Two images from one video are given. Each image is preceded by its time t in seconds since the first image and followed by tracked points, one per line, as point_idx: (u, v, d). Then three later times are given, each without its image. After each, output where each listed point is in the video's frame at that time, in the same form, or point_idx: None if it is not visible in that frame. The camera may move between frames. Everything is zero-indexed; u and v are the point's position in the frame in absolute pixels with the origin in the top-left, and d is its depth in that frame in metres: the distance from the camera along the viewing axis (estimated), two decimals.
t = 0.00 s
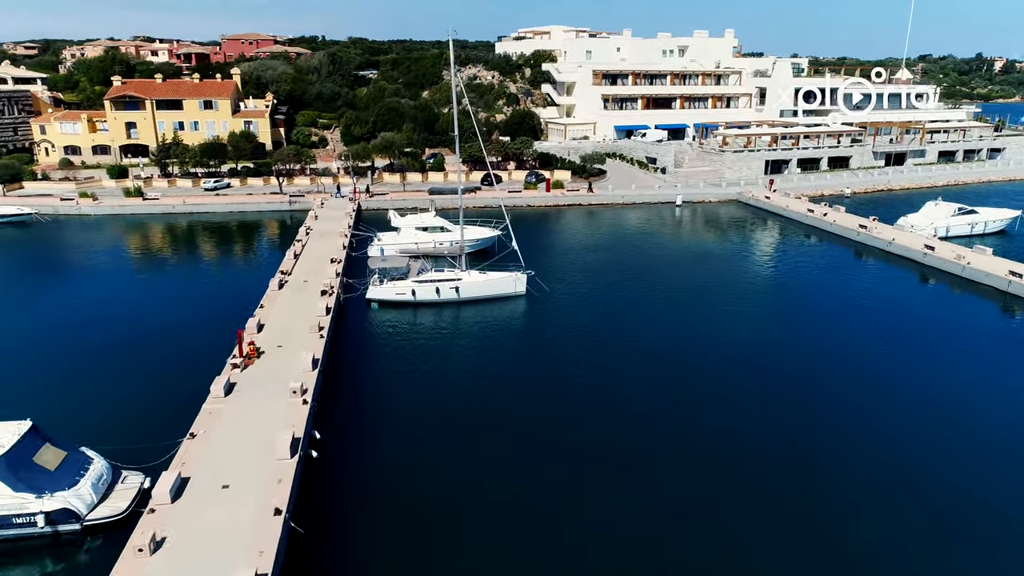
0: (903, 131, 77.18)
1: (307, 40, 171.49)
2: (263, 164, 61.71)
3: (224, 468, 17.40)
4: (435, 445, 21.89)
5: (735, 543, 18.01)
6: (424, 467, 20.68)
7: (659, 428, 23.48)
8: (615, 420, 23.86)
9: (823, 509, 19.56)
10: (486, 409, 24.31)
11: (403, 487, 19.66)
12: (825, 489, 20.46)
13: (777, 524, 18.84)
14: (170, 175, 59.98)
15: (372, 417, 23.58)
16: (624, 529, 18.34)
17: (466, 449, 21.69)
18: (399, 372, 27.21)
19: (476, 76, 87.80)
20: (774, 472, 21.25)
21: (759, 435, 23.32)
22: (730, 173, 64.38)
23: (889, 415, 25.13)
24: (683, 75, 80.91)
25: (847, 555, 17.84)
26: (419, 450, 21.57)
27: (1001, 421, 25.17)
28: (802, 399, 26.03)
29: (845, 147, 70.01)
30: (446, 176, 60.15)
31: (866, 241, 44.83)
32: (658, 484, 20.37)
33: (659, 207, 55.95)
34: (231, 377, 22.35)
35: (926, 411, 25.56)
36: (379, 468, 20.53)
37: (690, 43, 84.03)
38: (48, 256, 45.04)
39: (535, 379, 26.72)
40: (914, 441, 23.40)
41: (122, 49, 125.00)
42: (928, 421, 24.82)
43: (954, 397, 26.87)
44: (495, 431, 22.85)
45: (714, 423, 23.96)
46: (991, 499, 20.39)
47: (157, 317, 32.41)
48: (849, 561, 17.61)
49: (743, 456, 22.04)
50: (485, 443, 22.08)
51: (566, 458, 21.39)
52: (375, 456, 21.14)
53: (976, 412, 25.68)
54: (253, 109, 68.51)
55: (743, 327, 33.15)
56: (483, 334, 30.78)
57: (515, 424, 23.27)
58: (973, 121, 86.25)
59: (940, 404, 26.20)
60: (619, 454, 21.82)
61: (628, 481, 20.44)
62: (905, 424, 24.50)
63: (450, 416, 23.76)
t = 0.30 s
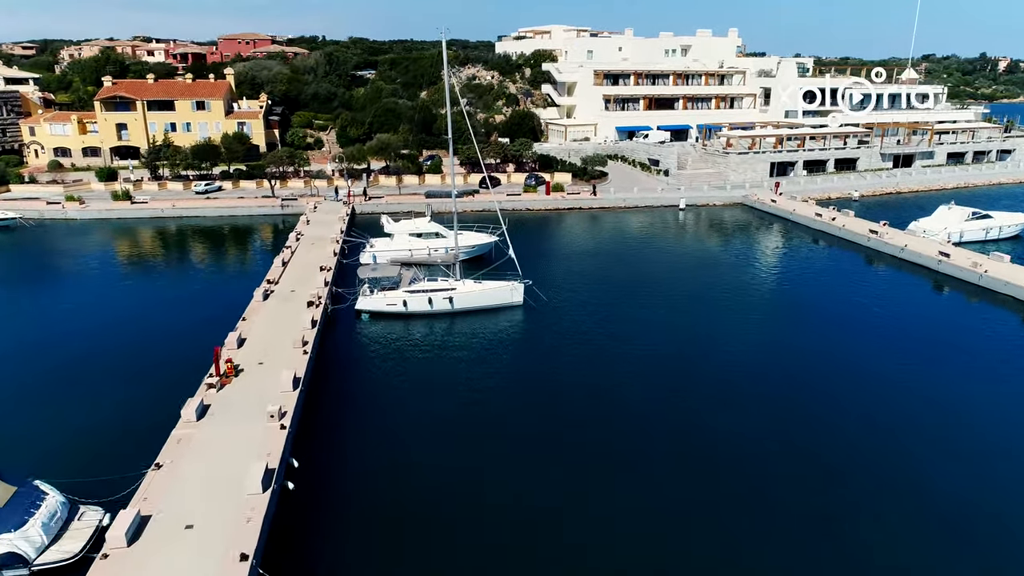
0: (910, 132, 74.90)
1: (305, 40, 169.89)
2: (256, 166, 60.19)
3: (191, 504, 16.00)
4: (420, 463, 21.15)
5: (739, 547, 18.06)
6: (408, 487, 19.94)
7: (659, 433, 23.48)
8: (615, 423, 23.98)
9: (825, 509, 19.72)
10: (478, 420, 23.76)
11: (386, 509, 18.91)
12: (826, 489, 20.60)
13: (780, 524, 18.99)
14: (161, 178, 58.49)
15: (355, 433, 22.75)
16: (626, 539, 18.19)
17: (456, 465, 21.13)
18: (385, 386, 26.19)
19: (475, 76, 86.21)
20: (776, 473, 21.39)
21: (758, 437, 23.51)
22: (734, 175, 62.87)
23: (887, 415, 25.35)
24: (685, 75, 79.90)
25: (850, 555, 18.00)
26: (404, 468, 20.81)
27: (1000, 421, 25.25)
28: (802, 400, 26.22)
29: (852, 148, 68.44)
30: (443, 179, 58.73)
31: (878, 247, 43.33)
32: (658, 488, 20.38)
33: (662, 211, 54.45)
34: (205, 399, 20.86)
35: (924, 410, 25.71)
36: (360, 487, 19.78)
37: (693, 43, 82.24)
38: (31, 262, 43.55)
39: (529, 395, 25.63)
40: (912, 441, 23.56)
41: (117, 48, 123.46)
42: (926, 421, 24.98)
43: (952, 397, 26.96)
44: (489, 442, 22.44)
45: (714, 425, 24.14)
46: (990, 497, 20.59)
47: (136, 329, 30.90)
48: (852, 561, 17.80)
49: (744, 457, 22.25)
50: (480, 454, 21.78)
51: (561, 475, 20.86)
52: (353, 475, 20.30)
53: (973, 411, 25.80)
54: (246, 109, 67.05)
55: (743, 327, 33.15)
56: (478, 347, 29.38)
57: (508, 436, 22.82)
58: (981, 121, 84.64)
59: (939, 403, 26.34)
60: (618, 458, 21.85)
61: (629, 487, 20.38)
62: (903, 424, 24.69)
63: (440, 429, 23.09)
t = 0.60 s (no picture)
0: (918, 133, 74.59)
1: (305, 40, 168.80)
2: (248, 169, 58.74)
3: (149, 548, 14.58)
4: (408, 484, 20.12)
5: (742, 553, 17.89)
6: (395, 507, 19.06)
7: (659, 438, 23.12)
8: (614, 428, 23.63)
9: (828, 512, 19.62)
10: (469, 436, 22.78)
11: (376, 529, 18.11)
12: (827, 492, 20.50)
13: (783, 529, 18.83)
14: (150, 180, 57.13)
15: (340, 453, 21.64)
16: (624, 554, 17.71)
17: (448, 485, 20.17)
18: (373, 401, 24.89)
19: (474, 76, 84.83)
20: (776, 474, 21.36)
21: (759, 437, 23.38)
22: (739, 177, 61.33)
23: (889, 416, 25.18)
24: (689, 75, 78.41)
25: (855, 559, 17.91)
26: (393, 486, 19.96)
27: (1003, 422, 25.05)
28: (803, 400, 26.04)
29: (859, 150, 66.79)
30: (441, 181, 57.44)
31: (889, 253, 41.76)
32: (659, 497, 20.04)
33: (664, 215, 52.97)
34: (174, 424, 19.41)
35: (925, 412, 25.54)
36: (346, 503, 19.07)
37: (696, 42, 80.89)
38: (13, 268, 42.19)
39: (524, 414, 24.25)
40: (913, 443, 23.42)
41: (114, 48, 122.28)
42: (928, 422, 24.82)
43: (955, 398, 26.68)
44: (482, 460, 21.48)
45: (716, 425, 24.01)
46: (992, 501, 20.45)
47: (111, 343, 29.35)
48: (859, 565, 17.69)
49: (745, 457, 22.14)
50: (474, 466, 21.18)
51: (558, 498, 19.78)
52: (338, 497, 19.34)
53: (976, 413, 25.57)
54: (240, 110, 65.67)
55: (744, 327, 32.76)
56: (471, 361, 27.92)
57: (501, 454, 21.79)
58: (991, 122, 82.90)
59: (940, 404, 26.15)
60: (617, 463, 21.59)
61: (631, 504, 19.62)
62: (905, 426, 24.48)
63: (430, 447, 22.09)
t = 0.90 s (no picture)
0: (927, 134, 73.00)
1: (305, 39, 167.44)
2: (240, 171, 57.19)
3: None
4: (393, 513, 18.96)
5: (741, 557, 17.95)
6: (382, 536, 18.05)
7: (659, 441, 23.01)
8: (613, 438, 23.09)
9: (827, 513, 19.74)
10: (460, 461, 21.60)
11: (364, 557, 17.27)
12: (821, 494, 20.51)
13: (783, 531, 18.94)
14: (139, 184, 55.64)
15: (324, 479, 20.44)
16: None
17: (436, 512, 19.12)
18: (360, 421, 23.64)
19: (473, 77, 83.42)
20: (772, 476, 21.34)
21: (759, 436, 23.46)
22: (743, 180, 59.74)
23: (890, 414, 25.14)
24: (692, 75, 76.92)
25: (853, 561, 18.02)
26: (379, 514, 18.87)
27: (1006, 421, 24.90)
28: (805, 399, 25.97)
29: (866, 152, 65.23)
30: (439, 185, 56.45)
31: (901, 260, 40.23)
32: (660, 503, 19.92)
33: (667, 219, 51.46)
34: (138, 454, 17.95)
35: (928, 411, 25.42)
36: (332, 533, 18.04)
37: (699, 41, 79.43)
38: None
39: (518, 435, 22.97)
40: (912, 446, 23.23)
41: (109, 48, 121.02)
42: (930, 421, 24.76)
43: (959, 397, 26.48)
44: (474, 484, 20.41)
45: (717, 425, 24.05)
46: (992, 502, 20.44)
47: (87, 363, 28.08)
48: (858, 565, 17.84)
49: (743, 461, 22.03)
50: (466, 487, 20.30)
51: (553, 529, 18.66)
52: (320, 528, 18.18)
53: (979, 413, 25.40)
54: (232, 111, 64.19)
55: (746, 328, 32.37)
56: (465, 377, 26.51)
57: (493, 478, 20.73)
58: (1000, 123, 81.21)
59: (943, 403, 26.03)
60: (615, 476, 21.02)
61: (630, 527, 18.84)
62: (907, 426, 24.40)
63: (420, 469, 21.05)
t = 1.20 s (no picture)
0: (936, 136, 71.42)
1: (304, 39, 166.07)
2: (231, 174, 55.67)
3: None
4: (377, 545, 17.94)
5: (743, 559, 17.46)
6: None
7: (657, 444, 22.45)
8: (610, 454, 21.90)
9: (827, 514, 19.18)
10: (450, 489, 20.24)
11: None
12: (821, 499, 19.75)
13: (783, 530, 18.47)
14: (129, 187, 54.21)
15: (305, 510, 19.26)
16: None
17: (422, 544, 18.03)
18: (346, 443, 22.33)
19: (472, 77, 82.02)
20: (771, 482, 20.58)
21: (756, 435, 23.01)
22: (748, 183, 58.22)
23: (892, 414, 24.62)
24: (695, 75, 75.36)
25: (855, 560, 17.54)
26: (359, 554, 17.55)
27: (1011, 422, 24.36)
28: (803, 400, 25.47)
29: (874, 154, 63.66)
30: (435, 186, 55.38)
31: (914, 267, 38.68)
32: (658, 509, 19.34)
33: (670, 224, 49.96)
34: (97, 489, 16.53)
35: (929, 411, 24.87)
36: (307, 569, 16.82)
37: (702, 41, 78.01)
38: None
39: (512, 458, 21.66)
40: (916, 449, 22.44)
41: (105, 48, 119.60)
42: (932, 420, 24.23)
43: (962, 399, 25.86)
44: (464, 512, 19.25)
45: (711, 425, 23.55)
46: (998, 500, 19.96)
47: (59, 378, 26.66)
48: (860, 564, 17.39)
49: (741, 466, 21.32)
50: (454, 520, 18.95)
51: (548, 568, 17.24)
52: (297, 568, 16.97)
53: (983, 414, 24.84)
54: (225, 112, 62.76)
55: (748, 331, 31.50)
56: (457, 394, 25.08)
57: (485, 504, 19.57)
58: (1010, 124, 79.57)
59: (945, 403, 25.48)
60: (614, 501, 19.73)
61: (628, 552, 17.75)
62: (910, 425, 23.85)
63: (406, 500, 19.76)
